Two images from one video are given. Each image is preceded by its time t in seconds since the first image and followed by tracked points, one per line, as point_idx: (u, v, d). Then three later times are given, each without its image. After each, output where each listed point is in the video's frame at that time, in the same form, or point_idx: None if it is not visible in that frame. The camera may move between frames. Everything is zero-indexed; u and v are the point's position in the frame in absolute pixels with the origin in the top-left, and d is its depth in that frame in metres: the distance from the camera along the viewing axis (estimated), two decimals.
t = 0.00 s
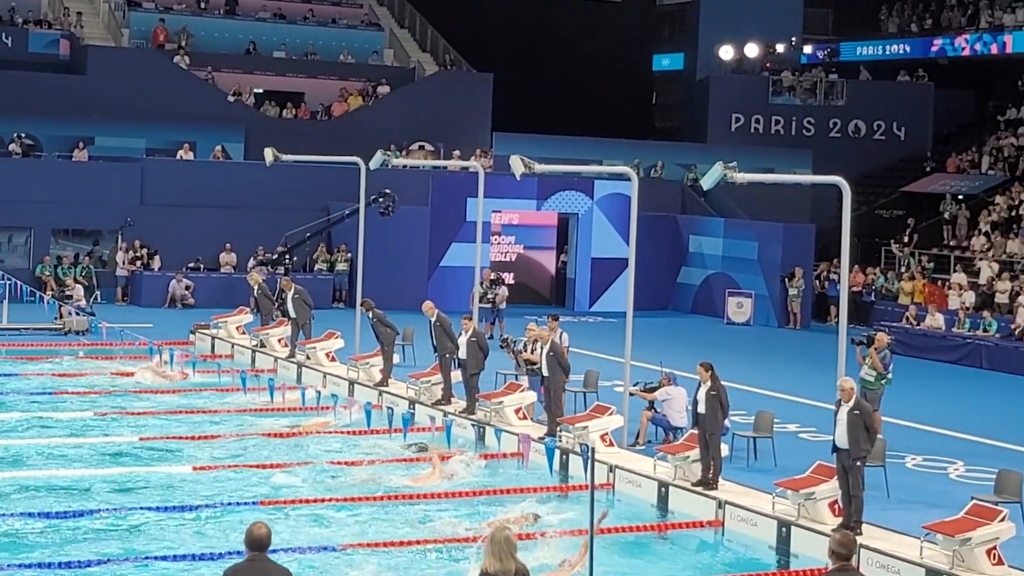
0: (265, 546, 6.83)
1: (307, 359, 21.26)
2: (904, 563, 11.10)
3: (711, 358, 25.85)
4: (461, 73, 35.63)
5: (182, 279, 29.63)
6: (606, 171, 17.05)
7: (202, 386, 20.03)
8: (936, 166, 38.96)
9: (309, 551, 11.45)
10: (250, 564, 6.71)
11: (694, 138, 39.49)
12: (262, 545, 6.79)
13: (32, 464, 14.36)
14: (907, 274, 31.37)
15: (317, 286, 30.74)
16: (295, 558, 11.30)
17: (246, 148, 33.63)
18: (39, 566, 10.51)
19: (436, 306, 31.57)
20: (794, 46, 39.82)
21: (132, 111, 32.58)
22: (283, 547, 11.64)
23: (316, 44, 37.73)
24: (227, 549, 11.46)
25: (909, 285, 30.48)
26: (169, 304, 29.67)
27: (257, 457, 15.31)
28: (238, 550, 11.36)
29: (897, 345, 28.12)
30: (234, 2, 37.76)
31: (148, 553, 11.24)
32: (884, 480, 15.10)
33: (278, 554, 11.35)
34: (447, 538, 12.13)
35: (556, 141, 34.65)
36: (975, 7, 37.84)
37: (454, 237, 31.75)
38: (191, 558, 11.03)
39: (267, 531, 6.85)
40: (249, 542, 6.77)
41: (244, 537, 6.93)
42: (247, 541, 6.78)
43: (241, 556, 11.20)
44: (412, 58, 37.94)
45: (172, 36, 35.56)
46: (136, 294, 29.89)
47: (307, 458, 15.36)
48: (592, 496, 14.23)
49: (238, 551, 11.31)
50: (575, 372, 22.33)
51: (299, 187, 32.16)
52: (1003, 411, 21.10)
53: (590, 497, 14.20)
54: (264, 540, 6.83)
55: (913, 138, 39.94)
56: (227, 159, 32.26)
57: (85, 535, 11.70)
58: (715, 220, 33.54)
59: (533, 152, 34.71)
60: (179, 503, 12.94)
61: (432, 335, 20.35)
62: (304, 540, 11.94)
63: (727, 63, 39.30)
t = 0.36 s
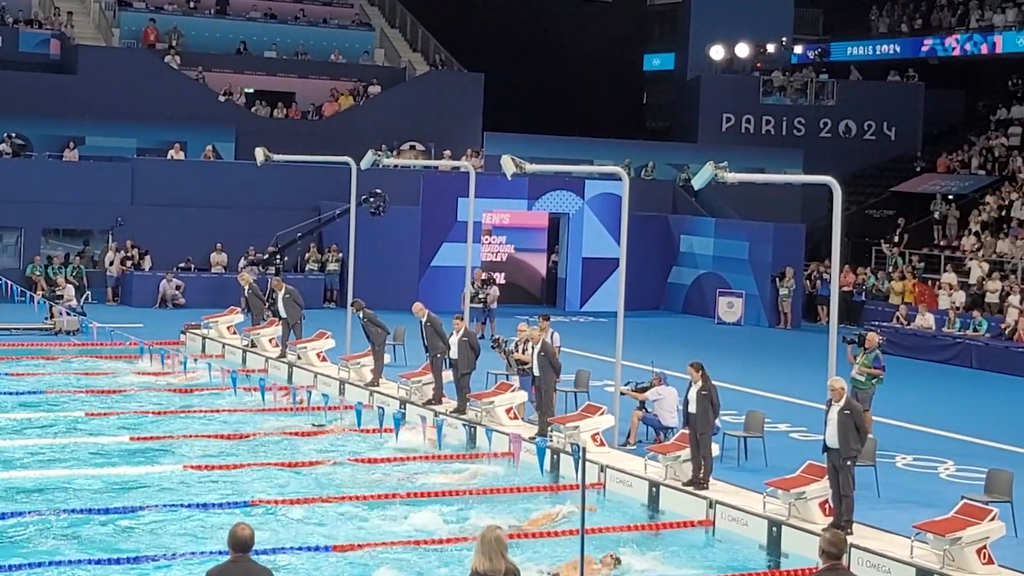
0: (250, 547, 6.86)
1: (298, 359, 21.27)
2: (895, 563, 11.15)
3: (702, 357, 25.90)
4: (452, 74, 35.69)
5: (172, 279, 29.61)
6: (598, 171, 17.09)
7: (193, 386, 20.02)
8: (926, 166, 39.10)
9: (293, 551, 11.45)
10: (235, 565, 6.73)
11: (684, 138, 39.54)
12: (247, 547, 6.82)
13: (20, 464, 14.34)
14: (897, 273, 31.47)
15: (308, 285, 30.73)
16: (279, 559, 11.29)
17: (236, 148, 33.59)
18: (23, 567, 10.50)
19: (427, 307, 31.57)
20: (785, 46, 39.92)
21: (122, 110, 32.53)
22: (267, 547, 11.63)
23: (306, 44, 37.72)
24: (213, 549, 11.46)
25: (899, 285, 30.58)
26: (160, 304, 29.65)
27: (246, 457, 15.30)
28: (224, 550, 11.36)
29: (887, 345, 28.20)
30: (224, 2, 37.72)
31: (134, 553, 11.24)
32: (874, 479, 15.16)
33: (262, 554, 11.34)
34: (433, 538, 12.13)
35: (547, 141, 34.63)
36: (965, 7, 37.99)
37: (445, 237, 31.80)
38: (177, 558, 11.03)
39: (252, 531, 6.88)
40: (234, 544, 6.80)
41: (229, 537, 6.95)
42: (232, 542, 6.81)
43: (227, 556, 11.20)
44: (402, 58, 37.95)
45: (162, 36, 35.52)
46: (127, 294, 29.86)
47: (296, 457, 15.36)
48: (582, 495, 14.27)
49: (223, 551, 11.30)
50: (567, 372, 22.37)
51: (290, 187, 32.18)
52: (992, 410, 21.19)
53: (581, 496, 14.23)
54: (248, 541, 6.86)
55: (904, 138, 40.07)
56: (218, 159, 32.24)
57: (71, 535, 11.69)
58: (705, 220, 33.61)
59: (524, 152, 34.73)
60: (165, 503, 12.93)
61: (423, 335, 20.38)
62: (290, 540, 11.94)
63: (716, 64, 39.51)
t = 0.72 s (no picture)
0: (228, 547, 6.87)
1: (291, 358, 21.28)
2: (888, 563, 11.16)
3: (696, 357, 25.94)
4: (445, 73, 35.69)
5: (166, 278, 29.59)
6: (592, 170, 17.07)
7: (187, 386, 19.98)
8: (920, 166, 39.16)
9: (274, 551, 11.42)
10: (213, 566, 6.75)
11: (678, 138, 39.58)
12: (225, 547, 6.83)
13: (9, 464, 14.32)
14: (890, 273, 31.53)
15: (301, 285, 30.72)
16: (259, 560, 11.25)
17: (230, 148, 33.57)
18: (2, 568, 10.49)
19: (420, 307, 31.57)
20: (778, 46, 40.00)
21: (116, 110, 32.49)
22: (248, 548, 11.59)
23: (299, 43, 37.73)
24: (195, 549, 11.42)
25: (892, 285, 30.64)
26: (153, 303, 29.61)
27: (235, 457, 15.28)
28: (205, 551, 11.32)
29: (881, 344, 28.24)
30: (218, 1, 37.69)
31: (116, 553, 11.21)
32: (868, 479, 15.18)
33: (243, 555, 11.30)
34: (418, 538, 12.09)
35: (540, 140, 34.66)
36: (959, 7, 38.04)
37: (438, 237, 31.77)
38: (157, 558, 10.99)
39: (229, 532, 6.89)
40: (212, 545, 6.81)
41: (206, 539, 6.97)
42: (211, 543, 6.81)
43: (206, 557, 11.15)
44: (396, 58, 38.00)
45: (156, 36, 35.47)
46: (120, 293, 29.84)
47: (287, 457, 15.34)
48: (575, 495, 14.29)
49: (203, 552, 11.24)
50: (560, 371, 22.40)
51: (284, 186, 32.18)
52: (985, 410, 21.23)
53: (574, 496, 14.26)
54: (227, 541, 6.87)
55: (897, 138, 40.13)
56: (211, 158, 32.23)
57: (59, 535, 11.68)
58: (699, 220, 33.64)
59: (518, 152, 34.76)
60: (151, 503, 12.90)
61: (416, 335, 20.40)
62: (273, 541, 11.90)
63: (710, 63, 39.47)
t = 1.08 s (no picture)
0: (222, 546, 6.89)
1: (292, 357, 21.30)
2: (889, 561, 11.17)
3: (697, 356, 25.92)
4: (446, 72, 35.71)
5: (166, 277, 29.58)
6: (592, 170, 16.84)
7: (188, 385, 19.98)
8: (921, 165, 39.16)
9: (268, 551, 11.39)
10: (208, 564, 6.76)
11: (679, 138, 39.55)
12: (220, 546, 6.85)
13: (7, 463, 14.30)
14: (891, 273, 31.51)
15: (302, 284, 30.71)
16: (251, 559, 11.22)
17: (231, 147, 33.55)
18: None
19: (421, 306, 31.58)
20: (779, 44, 39.97)
21: (116, 109, 32.49)
22: (242, 547, 11.56)
23: (299, 42, 37.72)
24: (189, 549, 11.39)
25: (893, 283, 30.65)
26: (154, 302, 29.62)
27: (234, 456, 15.26)
28: (199, 550, 11.28)
29: (881, 343, 28.22)
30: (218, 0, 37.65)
31: (110, 553, 11.19)
32: (869, 478, 15.17)
33: (236, 555, 11.27)
34: (413, 538, 12.06)
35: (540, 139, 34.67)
36: (960, 6, 38.02)
37: (438, 237, 31.81)
38: (151, 558, 10.96)
39: (222, 531, 6.90)
40: (206, 544, 6.82)
41: (200, 538, 6.98)
42: (204, 542, 6.83)
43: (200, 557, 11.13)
44: (397, 57, 37.99)
45: (157, 35, 35.46)
46: (121, 292, 29.82)
47: (286, 456, 15.34)
48: (576, 494, 14.28)
49: (197, 552, 11.22)
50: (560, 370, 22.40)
51: (284, 185, 32.18)
52: (987, 409, 21.20)
53: (576, 495, 14.27)
54: (220, 540, 6.89)
55: (898, 137, 40.13)
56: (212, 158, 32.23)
57: (60, 534, 11.69)
58: (699, 219, 33.63)
59: (519, 151, 34.74)
60: (147, 502, 12.88)
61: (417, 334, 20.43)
62: (269, 540, 11.87)
63: (711, 62, 39.38)
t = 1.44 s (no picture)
0: (230, 545, 6.85)
1: (300, 357, 21.28)
2: (898, 562, 11.13)
3: (704, 356, 25.88)
4: (453, 71, 35.71)
5: (174, 277, 29.59)
6: (600, 170, 16.83)
7: (195, 384, 19.99)
8: (929, 164, 39.06)
9: (275, 550, 11.36)
10: (216, 563, 6.73)
11: (686, 137, 39.50)
12: (228, 544, 6.82)
13: (15, 462, 14.30)
14: (899, 272, 31.44)
15: (310, 284, 30.73)
16: (258, 559, 11.19)
17: (238, 147, 33.58)
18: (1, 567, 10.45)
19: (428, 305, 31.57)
20: (787, 43, 39.80)
21: (123, 109, 32.52)
22: (249, 547, 11.52)
23: (305, 42, 37.72)
24: (196, 548, 11.35)
25: (901, 283, 30.60)
26: (161, 301, 29.63)
27: (241, 455, 15.25)
28: (206, 549, 11.25)
29: (889, 342, 28.15)
30: None
31: (116, 552, 11.15)
32: (876, 478, 15.12)
33: (242, 554, 11.23)
34: (421, 538, 12.03)
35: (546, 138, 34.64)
36: (969, 5, 37.99)
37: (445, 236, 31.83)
38: (157, 558, 10.93)
39: (231, 529, 6.87)
40: (214, 542, 6.79)
41: (209, 537, 6.95)
42: (213, 541, 6.79)
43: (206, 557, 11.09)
44: (404, 57, 37.99)
45: (164, 34, 35.47)
46: (129, 292, 29.83)
47: (294, 456, 15.32)
48: (583, 494, 14.25)
49: (204, 551, 11.17)
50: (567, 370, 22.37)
51: (292, 185, 32.19)
52: (995, 409, 21.12)
53: (583, 495, 14.24)
54: (229, 538, 6.85)
55: (906, 136, 39.99)
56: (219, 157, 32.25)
57: (68, 533, 11.69)
58: (706, 218, 33.58)
59: (526, 151, 34.72)
60: (155, 502, 12.86)
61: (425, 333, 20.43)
62: (276, 540, 11.84)
63: (718, 62, 39.51)
